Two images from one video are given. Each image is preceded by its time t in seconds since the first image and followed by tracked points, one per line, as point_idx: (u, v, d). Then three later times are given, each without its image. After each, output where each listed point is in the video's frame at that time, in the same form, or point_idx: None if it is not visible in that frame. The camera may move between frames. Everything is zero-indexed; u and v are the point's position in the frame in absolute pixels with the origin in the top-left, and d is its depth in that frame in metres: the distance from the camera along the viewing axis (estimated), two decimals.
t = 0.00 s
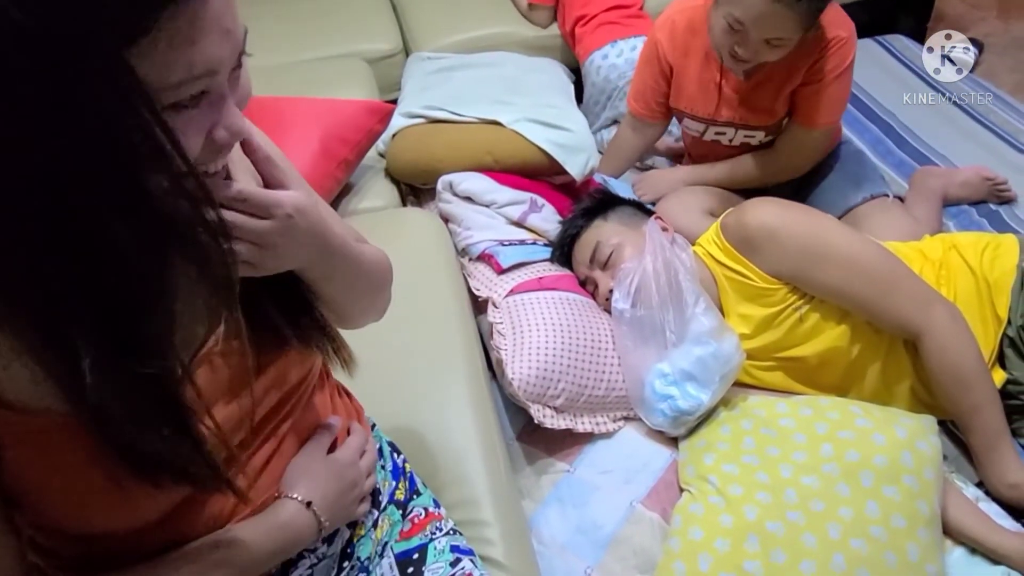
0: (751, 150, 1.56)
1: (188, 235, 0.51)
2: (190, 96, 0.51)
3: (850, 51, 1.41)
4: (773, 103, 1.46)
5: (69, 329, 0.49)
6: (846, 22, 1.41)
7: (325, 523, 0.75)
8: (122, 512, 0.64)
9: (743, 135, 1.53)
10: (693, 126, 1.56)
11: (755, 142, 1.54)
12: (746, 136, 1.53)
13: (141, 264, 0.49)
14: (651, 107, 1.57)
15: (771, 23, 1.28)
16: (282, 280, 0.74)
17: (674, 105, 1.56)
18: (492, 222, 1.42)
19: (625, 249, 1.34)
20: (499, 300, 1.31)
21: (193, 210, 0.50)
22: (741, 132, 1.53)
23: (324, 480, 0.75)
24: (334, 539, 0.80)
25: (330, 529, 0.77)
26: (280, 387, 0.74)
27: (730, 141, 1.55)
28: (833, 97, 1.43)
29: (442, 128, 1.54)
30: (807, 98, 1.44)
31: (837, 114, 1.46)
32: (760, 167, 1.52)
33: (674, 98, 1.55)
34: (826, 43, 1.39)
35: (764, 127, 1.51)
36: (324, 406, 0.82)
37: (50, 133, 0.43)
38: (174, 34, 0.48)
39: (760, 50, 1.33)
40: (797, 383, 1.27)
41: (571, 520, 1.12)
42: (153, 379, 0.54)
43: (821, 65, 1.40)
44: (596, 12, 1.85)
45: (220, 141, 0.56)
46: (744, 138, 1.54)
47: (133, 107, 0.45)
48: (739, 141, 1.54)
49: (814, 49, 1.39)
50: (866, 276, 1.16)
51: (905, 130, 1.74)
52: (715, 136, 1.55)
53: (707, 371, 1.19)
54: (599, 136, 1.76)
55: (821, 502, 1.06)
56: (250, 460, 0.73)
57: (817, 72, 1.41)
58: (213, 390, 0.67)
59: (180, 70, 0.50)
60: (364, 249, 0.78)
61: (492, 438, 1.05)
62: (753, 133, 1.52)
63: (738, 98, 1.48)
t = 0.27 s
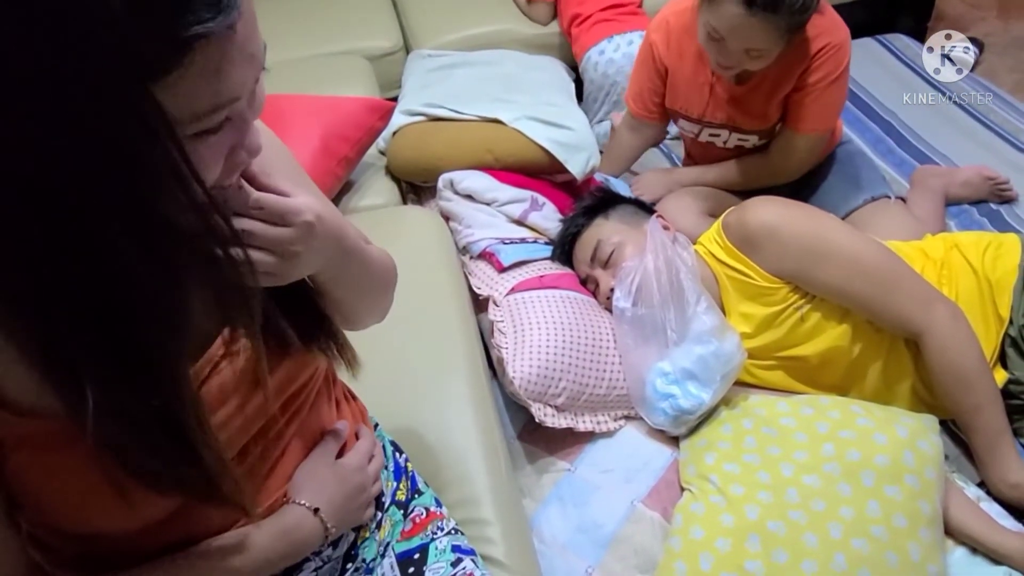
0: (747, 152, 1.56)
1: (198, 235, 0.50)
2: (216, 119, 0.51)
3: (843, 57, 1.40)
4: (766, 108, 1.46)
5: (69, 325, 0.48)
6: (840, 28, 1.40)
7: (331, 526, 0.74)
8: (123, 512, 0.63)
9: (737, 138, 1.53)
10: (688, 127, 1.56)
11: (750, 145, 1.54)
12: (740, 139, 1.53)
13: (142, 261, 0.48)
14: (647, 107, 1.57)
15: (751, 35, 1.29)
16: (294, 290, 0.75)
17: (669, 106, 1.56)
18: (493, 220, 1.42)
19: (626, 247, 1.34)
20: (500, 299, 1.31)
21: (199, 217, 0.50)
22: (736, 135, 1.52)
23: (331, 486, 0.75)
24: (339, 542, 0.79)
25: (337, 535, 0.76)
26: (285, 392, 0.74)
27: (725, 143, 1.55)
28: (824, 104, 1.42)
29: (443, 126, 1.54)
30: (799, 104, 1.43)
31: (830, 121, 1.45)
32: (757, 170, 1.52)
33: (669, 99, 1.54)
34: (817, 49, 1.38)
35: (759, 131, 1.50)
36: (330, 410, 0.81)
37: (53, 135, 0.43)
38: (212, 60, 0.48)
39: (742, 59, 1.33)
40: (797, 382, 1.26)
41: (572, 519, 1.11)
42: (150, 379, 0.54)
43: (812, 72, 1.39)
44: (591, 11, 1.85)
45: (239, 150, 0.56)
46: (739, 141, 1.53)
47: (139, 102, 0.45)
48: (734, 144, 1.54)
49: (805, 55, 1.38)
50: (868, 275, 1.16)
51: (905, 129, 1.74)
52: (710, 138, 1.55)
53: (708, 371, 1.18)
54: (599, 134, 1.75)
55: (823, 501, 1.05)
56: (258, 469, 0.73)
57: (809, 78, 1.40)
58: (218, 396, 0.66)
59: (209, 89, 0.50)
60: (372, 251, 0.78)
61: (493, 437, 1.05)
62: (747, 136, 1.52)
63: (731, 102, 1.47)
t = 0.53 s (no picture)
0: (747, 155, 1.56)
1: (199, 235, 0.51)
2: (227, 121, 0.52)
3: (843, 64, 1.40)
4: (765, 115, 1.46)
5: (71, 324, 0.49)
6: (840, 36, 1.40)
7: (332, 524, 0.74)
8: (123, 509, 0.63)
9: (736, 142, 1.53)
10: (688, 130, 1.57)
11: (748, 149, 1.54)
12: (740, 143, 1.53)
13: (144, 258, 0.49)
14: (647, 110, 1.57)
15: (746, 48, 1.29)
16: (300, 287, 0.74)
17: (669, 109, 1.56)
18: (492, 220, 1.42)
19: (626, 247, 1.34)
20: (499, 298, 1.31)
21: (206, 216, 0.51)
22: (735, 139, 1.52)
23: (332, 482, 0.75)
24: (339, 539, 0.80)
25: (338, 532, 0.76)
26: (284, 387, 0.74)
27: (724, 146, 1.55)
28: (824, 112, 1.42)
29: (443, 125, 1.54)
30: (798, 111, 1.43)
31: (830, 128, 1.45)
32: (756, 174, 1.52)
33: (669, 102, 1.55)
34: (816, 58, 1.38)
35: (758, 135, 1.50)
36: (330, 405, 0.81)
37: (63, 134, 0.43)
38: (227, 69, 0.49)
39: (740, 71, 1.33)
40: (796, 383, 1.26)
41: (571, 519, 1.11)
42: (151, 378, 0.54)
43: (811, 81, 1.39)
44: (592, 8, 1.84)
45: (244, 152, 0.57)
46: (737, 144, 1.54)
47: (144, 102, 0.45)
48: (733, 148, 1.54)
49: (805, 64, 1.38)
50: (867, 275, 1.16)
51: (905, 130, 1.74)
52: (710, 141, 1.55)
53: (708, 371, 1.18)
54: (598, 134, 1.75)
55: (821, 502, 1.06)
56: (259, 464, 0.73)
57: (808, 87, 1.40)
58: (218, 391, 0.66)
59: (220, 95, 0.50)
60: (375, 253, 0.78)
61: (492, 437, 1.05)
62: (746, 141, 1.52)
63: (731, 108, 1.47)
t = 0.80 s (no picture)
0: (747, 157, 1.56)
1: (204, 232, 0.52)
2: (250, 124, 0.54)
3: (841, 65, 1.39)
4: (763, 117, 1.46)
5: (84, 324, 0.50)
6: (837, 37, 1.39)
7: (337, 524, 0.74)
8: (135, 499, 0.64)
9: (735, 143, 1.53)
10: (687, 131, 1.57)
11: (748, 150, 1.54)
12: (739, 145, 1.53)
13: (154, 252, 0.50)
14: (646, 112, 1.57)
15: (737, 54, 1.29)
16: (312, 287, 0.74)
17: (669, 111, 1.56)
18: (492, 219, 1.42)
19: (625, 248, 1.34)
20: (498, 298, 1.31)
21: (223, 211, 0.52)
22: (734, 140, 1.52)
23: (337, 482, 0.75)
24: (343, 539, 0.80)
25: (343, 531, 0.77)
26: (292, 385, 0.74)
27: (724, 147, 1.55)
28: (822, 114, 1.42)
29: (442, 125, 1.53)
30: (795, 113, 1.43)
31: (829, 129, 1.45)
32: (754, 176, 1.52)
33: (668, 105, 1.55)
34: (812, 61, 1.37)
35: (757, 138, 1.50)
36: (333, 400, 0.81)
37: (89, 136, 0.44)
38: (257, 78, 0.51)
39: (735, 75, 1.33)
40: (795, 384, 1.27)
41: (570, 519, 1.12)
42: (153, 370, 0.55)
43: (809, 83, 1.39)
44: (611, 10, 1.84)
45: (258, 153, 0.58)
46: (737, 146, 1.53)
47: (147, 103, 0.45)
48: (732, 149, 1.54)
49: (801, 67, 1.38)
50: (865, 276, 1.16)
51: (904, 130, 1.74)
52: (709, 142, 1.56)
53: (706, 371, 1.19)
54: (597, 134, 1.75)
55: (819, 503, 1.06)
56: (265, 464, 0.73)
57: (805, 89, 1.39)
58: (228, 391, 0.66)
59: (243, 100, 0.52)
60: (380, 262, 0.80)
61: (491, 437, 1.05)
62: (745, 142, 1.52)
63: (729, 110, 1.47)
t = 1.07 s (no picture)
0: (748, 157, 1.56)
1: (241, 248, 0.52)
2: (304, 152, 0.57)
3: (839, 66, 1.40)
4: (763, 118, 1.46)
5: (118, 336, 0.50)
6: (835, 38, 1.39)
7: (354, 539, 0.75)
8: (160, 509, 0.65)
9: (737, 143, 1.53)
10: (689, 132, 1.58)
11: (750, 150, 1.54)
12: (739, 145, 1.54)
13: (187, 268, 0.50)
14: (647, 113, 1.58)
15: (734, 57, 1.30)
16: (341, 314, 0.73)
17: (670, 112, 1.57)
18: (494, 220, 1.43)
19: (627, 249, 1.35)
20: (501, 299, 1.32)
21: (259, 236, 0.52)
22: (736, 140, 1.53)
23: (356, 497, 0.75)
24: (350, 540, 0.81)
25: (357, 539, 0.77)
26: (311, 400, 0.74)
27: (726, 147, 1.56)
28: (821, 115, 1.42)
29: (445, 126, 1.54)
30: (794, 114, 1.43)
31: (829, 129, 1.45)
32: (756, 176, 1.52)
33: (669, 105, 1.55)
34: (810, 61, 1.38)
35: (758, 139, 1.51)
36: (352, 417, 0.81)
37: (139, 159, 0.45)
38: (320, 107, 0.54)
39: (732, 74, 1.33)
40: (795, 385, 1.27)
41: (572, 519, 1.12)
42: (181, 381, 0.55)
43: (807, 84, 1.39)
44: (621, 11, 1.85)
45: (302, 176, 0.60)
46: (738, 146, 1.54)
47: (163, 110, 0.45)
48: (732, 149, 1.55)
49: (799, 67, 1.38)
50: (866, 278, 1.17)
51: (904, 132, 1.75)
52: (710, 142, 1.56)
53: (707, 373, 1.19)
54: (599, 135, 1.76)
55: (820, 504, 1.07)
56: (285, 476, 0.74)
57: (804, 89, 1.40)
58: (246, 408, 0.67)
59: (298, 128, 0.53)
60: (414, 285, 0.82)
61: (495, 438, 1.06)
62: (746, 143, 1.52)
63: (729, 110, 1.48)
